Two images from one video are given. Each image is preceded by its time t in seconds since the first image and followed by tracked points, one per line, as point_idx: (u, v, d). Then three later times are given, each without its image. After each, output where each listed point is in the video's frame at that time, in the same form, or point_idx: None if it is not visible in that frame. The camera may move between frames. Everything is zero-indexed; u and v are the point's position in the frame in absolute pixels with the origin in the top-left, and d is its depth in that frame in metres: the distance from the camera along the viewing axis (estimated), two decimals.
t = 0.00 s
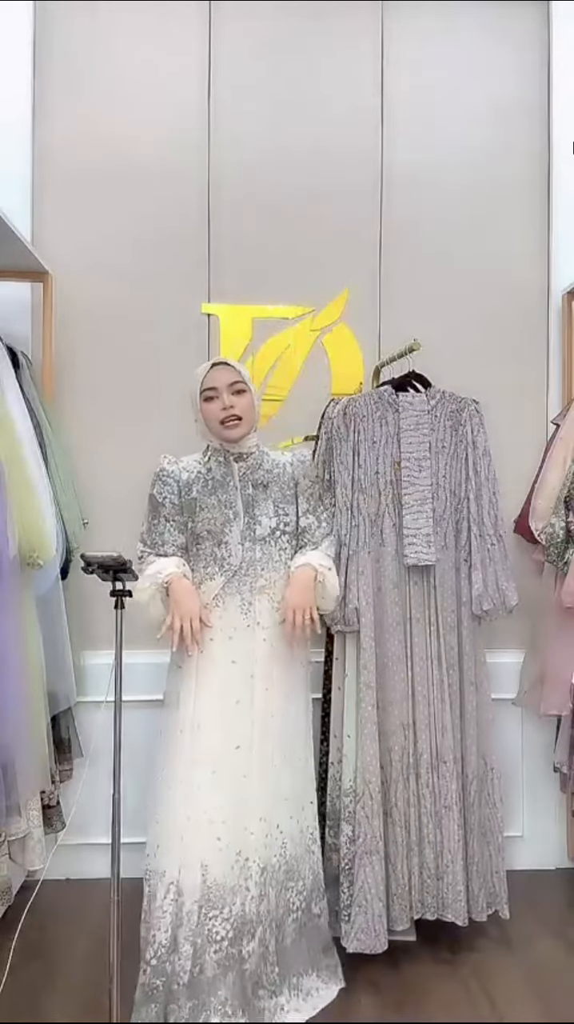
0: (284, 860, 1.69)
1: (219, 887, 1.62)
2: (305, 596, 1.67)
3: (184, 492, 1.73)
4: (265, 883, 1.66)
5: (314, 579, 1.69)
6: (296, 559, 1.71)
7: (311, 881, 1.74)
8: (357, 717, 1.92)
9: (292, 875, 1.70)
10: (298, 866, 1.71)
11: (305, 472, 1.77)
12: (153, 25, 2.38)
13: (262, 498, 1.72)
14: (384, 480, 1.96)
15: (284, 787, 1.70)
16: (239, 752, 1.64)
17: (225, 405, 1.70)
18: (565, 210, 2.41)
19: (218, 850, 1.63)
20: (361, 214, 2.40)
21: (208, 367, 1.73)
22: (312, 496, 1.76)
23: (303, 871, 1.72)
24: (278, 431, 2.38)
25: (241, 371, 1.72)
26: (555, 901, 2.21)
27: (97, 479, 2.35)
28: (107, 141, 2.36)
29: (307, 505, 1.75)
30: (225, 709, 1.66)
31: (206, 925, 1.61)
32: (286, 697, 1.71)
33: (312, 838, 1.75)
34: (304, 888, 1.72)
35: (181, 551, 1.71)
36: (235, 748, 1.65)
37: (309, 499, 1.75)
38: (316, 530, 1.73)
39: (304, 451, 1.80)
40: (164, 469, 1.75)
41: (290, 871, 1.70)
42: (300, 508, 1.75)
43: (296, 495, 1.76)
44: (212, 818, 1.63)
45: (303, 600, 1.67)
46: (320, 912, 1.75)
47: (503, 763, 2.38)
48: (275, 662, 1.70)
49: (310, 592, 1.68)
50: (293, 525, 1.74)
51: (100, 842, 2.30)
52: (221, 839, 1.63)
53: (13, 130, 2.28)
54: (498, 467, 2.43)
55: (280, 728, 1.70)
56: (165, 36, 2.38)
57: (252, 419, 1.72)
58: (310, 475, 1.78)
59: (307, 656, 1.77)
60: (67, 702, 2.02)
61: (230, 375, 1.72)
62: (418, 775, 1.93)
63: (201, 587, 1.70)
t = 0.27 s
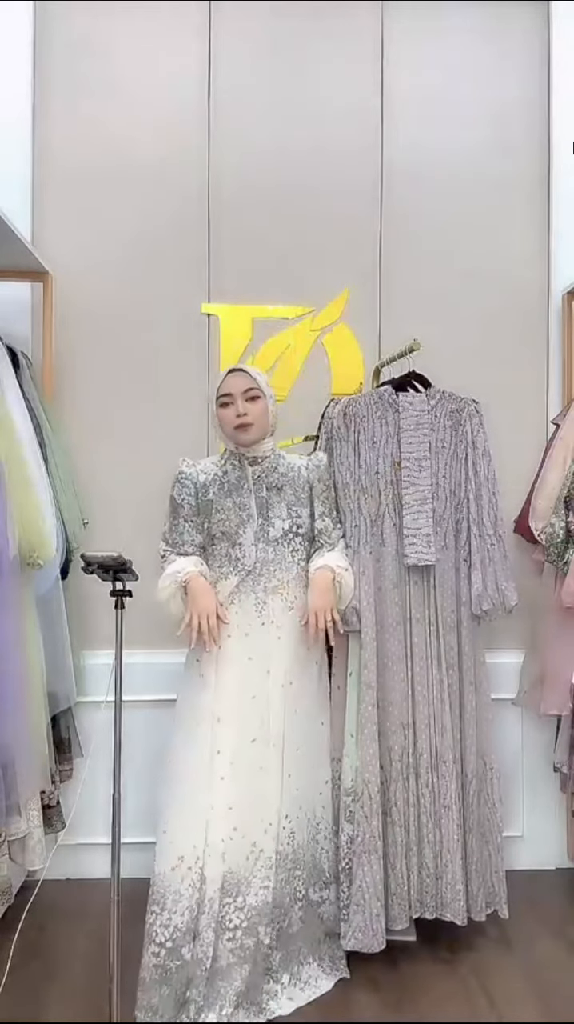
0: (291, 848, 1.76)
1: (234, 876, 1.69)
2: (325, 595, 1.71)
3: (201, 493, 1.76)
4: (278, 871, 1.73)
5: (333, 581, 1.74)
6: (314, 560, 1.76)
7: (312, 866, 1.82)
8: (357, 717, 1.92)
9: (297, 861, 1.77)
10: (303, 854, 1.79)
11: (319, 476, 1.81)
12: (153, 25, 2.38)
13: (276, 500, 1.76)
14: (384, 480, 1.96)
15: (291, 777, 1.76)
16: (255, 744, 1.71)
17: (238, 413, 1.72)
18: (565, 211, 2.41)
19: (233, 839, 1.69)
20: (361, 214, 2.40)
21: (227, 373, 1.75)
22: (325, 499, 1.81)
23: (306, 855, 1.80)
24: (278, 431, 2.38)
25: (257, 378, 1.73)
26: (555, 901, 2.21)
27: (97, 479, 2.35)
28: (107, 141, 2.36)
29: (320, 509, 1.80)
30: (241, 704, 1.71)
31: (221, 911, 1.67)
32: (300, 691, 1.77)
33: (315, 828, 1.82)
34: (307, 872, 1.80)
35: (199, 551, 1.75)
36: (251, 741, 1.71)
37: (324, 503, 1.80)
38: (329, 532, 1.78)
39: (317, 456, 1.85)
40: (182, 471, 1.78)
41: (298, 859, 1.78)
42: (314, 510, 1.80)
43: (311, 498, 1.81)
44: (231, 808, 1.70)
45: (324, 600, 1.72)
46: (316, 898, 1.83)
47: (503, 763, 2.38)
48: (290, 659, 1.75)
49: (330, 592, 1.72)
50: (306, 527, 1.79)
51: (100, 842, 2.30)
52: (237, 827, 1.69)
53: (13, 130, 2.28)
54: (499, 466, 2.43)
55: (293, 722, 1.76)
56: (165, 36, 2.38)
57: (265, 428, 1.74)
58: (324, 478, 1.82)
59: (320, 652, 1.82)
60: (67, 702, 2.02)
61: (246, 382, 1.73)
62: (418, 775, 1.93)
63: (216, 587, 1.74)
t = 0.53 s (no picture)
0: (292, 848, 1.74)
1: (240, 871, 1.69)
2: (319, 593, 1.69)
3: (202, 490, 1.79)
4: (283, 869, 1.72)
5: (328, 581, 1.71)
6: (311, 560, 1.74)
7: (318, 872, 1.80)
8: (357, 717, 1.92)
9: (297, 864, 1.76)
10: (306, 859, 1.77)
11: (320, 478, 1.80)
12: (153, 24, 2.38)
13: (272, 500, 1.75)
14: (384, 480, 1.96)
15: (287, 777, 1.73)
16: (253, 739, 1.70)
17: (235, 416, 1.71)
18: (566, 211, 2.41)
19: (238, 833, 1.69)
20: (361, 214, 2.40)
21: (230, 375, 1.75)
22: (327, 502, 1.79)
23: (311, 861, 1.79)
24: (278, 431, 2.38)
25: (256, 380, 1.71)
26: (555, 901, 2.21)
27: (97, 479, 2.36)
28: (107, 141, 2.36)
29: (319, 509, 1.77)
30: (238, 699, 1.71)
31: (231, 905, 1.69)
32: (300, 694, 1.76)
33: (324, 831, 1.81)
34: (310, 877, 1.79)
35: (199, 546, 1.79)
36: (249, 736, 1.70)
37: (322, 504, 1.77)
38: (327, 534, 1.76)
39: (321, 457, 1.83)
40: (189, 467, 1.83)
41: (296, 861, 1.75)
42: (312, 510, 1.78)
43: (309, 499, 1.79)
44: (232, 802, 1.69)
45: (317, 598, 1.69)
46: (321, 906, 1.81)
47: (503, 763, 2.38)
48: (286, 658, 1.74)
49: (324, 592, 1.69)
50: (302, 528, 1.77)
51: (99, 843, 2.30)
52: (242, 822, 1.69)
53: (13, 130, 2.28)
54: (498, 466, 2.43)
55: (295, 722, 1.75)
56: (165, 36, 2.38)
57: (262, 430, 1.72)
58: (325, 480, 1.80)
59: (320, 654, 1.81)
60: (68, 702, 2.02)
61: (247, 384, 1.72)
62: (418, 775, 1.93)
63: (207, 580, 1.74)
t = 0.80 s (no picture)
0: (280, 858, 1.69)
1: (220, 871, 1.65)
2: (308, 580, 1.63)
3: (190, 490, 1.75)
4: (264, 873, 1.68)
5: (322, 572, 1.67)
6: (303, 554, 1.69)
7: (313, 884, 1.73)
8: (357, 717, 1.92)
9: (287, 872, 1.70)
10: (298, 865, 1.71)
11: (309, 477, 1.74)
12: (154, 24, 2.38)
13: (258, 499, 1.70)
14: (384, 480, 1.96)
15: (269, 779, 1.68)
16: (234, 739, 1.66)
17: (223, 418, 1.68)
18: (566, 210, 2.41)
19: (220, 833, 1.66)
20: (361, 214, 2.40)
21: (221, 375, 1.71)
22: (320, 504, 1.73)
23: (304, 869, 1.72)
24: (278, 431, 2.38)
25: (246, 382, 1.68)
26: (555, 901, 2.21)
27: (97, 479, 2.36)
28: (107, 140, 2.36)
29: (307, 509, 1.71)
30: (219, 700, 1.67)
31: (214, 905, 1.65)
32: (288, 696, 1.71)
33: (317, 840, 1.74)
34: (305, 886, 1.72)
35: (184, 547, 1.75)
36: (230, 737, 1.67)
37: (311, 504, 1.72)
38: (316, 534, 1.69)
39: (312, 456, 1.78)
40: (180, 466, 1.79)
41: (286, 869, 1.70)
42: (300, 510, 1.72)
43: (297, 499, 1.73)
44: (215, 803, 1.66)
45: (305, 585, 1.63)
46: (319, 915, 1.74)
47: (503, 763, 2.38)
48: (269, 659, 1.69)
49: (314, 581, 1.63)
50: (289, 528, 1.71)
51: (99, 843, 2.30)
52: (227, 823, 1.66)
53: (14, 130, 2.28)
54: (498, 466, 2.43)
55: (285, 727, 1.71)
56: (165, 36, 2.38)
57: (250, 434, 1.69)
58: (315, 478, 1.74)
59: (313, 658, 1.76)
60: (67, 702, 2.02)
61: (235, 386, 1.69)
62: (419, 775, 1.93)
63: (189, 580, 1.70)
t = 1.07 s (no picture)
0: (273, 874, 1.62)
1: (201, 874, 1.58)
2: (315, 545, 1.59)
3: (176, 492, 1.69)
4: (253, 887, 1.61)
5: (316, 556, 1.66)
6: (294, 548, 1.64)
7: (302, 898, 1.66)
8: (355, 717, 1.92)
9: (283, 888, 1.63)
10: (294, 883, 1.64)
11: (297, 478, 1.68)
12: (153, 24, 2.38)
13: (246, 501, 1.65)
14: (383, 480, 1.96)
15: (268, 799, 1.61)
16: (217, 750, 1.59)
17: (209, 423, 1.62)
18: (565, 210, 2.41)
19: (200, 840, 1.58)
20: (361, 214, 2.40)
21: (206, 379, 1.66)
22: (307, 502, 1.67)
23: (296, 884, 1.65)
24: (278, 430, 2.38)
25: (232, 385, 1.63)
26: (555, 901, 2.21)
27: (97, 479, 2.36)
28: (107, 140, 2.36)
29: (295, 510, 1.66)
30: (205, 712, 1.60)
31: (195, 914, 1.58)
32: (280, 705, 1.64)
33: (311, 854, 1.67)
34: (300, 899, 1.65)
35: (167, 550, 1.68)
36: (215, 746, 1.60)
37: (299, 504, 1.66)
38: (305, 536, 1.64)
39: (301, 457, 1.72)
40: (165, 469, 1.73)
41: (282, 887, 1.63)
42: (287, 510, 1.66)
43: (285, 500, 1.67)
44: (196, 812, 1.59)
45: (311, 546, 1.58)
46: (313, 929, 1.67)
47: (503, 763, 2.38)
48: (259, 665, 1.62)
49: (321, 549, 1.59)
50: (278, 531, 1.65)
51: (99, 843, 2.30)
52: (202, 830, 1.58)
53: (13, 130, 2.28)
54: (499, 466, 2.43)
55: (282, 740, 1.63)
56: (165, 36, 2.38)
57: (238, 438, 1.63)
58: (303, 479, 1.68)
59: (302, 668, 1.68)
60: (67, 702, 2.02)
61: (220, 390, 1.63)
62: (417, 774, 1.93)
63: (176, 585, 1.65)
